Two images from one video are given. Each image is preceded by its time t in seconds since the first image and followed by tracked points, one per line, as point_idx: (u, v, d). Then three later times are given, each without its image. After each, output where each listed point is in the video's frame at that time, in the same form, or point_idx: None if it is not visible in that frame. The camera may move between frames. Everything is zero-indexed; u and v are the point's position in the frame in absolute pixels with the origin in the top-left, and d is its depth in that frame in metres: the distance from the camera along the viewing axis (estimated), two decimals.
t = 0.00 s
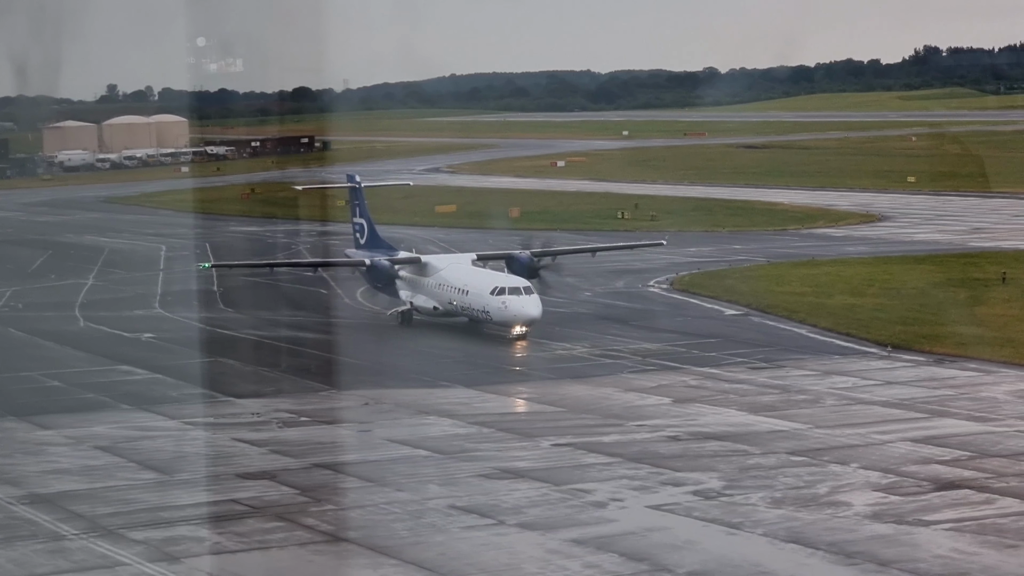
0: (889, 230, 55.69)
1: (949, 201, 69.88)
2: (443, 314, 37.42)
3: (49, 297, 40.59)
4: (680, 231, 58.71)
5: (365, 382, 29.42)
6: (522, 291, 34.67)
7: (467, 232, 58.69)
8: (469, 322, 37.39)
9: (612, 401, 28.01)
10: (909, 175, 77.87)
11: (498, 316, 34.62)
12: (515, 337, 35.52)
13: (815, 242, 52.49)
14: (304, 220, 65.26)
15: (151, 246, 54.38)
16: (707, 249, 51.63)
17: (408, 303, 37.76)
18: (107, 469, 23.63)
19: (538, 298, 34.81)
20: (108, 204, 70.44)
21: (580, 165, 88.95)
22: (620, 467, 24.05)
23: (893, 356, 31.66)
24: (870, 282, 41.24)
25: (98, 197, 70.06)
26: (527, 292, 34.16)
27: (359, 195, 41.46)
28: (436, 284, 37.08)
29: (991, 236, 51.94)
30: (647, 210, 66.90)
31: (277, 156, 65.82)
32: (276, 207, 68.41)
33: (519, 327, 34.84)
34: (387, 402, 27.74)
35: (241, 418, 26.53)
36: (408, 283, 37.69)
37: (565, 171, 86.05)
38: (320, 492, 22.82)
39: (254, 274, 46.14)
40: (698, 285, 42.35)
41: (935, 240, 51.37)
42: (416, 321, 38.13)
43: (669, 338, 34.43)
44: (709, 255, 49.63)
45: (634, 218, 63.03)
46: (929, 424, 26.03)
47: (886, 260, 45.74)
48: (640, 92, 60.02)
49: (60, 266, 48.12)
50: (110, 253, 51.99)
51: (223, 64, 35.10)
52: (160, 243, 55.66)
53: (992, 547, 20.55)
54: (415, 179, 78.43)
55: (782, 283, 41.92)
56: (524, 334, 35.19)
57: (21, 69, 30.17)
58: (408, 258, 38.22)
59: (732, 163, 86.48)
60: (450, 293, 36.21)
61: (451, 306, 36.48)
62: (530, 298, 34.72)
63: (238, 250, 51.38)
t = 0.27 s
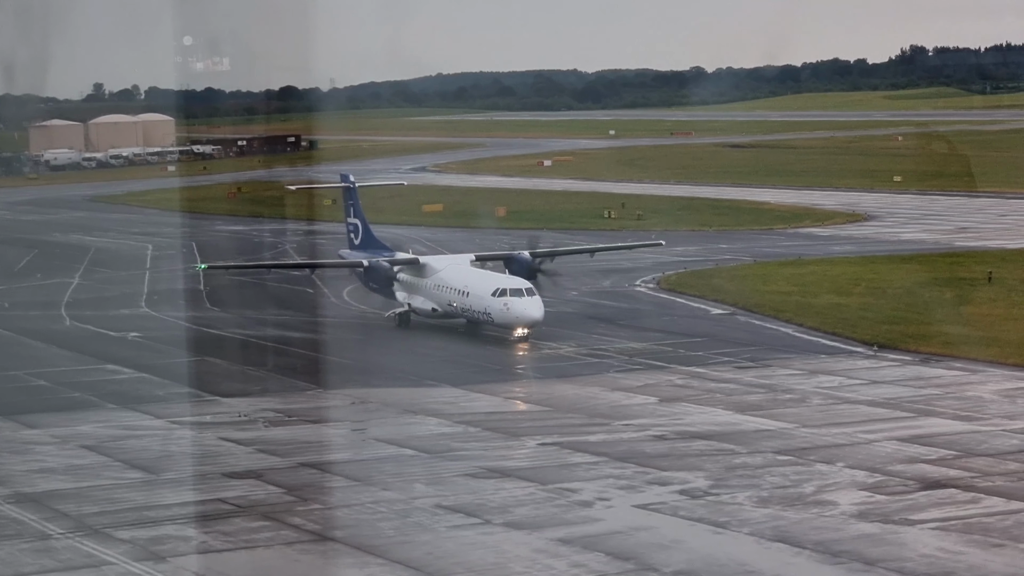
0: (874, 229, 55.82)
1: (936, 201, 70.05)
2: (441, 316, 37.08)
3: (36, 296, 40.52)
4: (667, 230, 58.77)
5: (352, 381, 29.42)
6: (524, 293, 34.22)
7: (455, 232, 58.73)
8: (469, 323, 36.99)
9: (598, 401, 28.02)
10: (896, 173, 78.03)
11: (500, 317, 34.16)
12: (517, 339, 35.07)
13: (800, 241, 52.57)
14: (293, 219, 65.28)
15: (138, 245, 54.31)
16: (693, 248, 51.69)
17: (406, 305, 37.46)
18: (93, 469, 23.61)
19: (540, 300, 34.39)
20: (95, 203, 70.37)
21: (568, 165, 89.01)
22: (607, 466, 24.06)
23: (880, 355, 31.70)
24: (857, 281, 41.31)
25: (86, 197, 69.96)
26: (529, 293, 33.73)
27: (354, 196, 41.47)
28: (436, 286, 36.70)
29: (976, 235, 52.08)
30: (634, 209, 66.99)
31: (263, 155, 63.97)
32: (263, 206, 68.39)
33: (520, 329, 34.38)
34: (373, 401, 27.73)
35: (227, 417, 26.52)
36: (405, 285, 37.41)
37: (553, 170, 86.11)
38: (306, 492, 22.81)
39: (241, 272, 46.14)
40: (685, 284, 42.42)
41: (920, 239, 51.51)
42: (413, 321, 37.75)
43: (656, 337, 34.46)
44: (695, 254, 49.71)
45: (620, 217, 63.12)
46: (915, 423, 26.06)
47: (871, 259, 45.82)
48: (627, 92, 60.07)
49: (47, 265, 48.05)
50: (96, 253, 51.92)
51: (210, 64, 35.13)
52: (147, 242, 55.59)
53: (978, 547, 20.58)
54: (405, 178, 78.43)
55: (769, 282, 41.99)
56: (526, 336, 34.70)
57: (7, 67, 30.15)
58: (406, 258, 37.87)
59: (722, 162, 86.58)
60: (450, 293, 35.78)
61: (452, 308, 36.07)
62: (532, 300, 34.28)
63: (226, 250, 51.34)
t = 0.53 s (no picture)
0: (870, 228, 55.80)
1: (931, 201, 70.09)
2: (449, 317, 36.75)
3: (32, 295, 40.52)
4: (662, 228, 58.75)
5: (348, 379, 29.42)
6: (535, 294, 33.88)
7: (450, 231, 58.71)
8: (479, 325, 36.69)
9: (594, 399, 28.01)
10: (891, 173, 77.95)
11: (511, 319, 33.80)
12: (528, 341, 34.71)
13: (796, 240, 52.55)
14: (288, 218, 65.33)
15: (134, 243, 54.34)
16: (689, 247, 51.69)
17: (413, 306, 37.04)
18: (89, 467, 23.62)
19: (551, 301, 34.04)
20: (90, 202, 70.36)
21: (562, 164, 89.00)
22: (603, 465, 24.05)
23: (876, 354, 31.70)
24: (853, 280, 41.31)
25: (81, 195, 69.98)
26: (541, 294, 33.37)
27: (358, 195, 41.39)
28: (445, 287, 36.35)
29: (973, 235, 52.02)
30: (629, 208, 66.98)
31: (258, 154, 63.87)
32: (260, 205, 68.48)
33: (532, 331, 33.99)
34: (369, 400, 27.73)
35: (223, 415, 26.53)
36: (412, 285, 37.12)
37: (547, 170, 86.11)
38: (302, 490, 22.82)
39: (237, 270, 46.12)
40: (680, 283, 42.43)
41: (915, 238, 51.50)
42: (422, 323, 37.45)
43: (651, 336, 34.46)
44: (691, 253, 49.68)
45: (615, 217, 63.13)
46: (911, 421, 26.07)
47: (866, 259, 45.81)
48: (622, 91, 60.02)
49: (44, 263, 48.05)
50: (92, 251, 51.95)
51: (206, 62, 35.26)
52: (142, 241, 55.62)
53: (974, 545, 20.58)
54: (402, 177, 78.40)
55: (765, 281, 41.96)
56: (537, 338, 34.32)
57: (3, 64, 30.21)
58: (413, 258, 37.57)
59: (719, 161, 86.58)
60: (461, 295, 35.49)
61: (461, 309, 35.71)
62: (544, 301, 33.95)
63: (221, 249, 51.33)
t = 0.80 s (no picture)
0: (865, 226, 55.84)
1: (926, 198, 70.08)
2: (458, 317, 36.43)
3: (27, 293, 40.49)
4: (657, 225, 58.79)
5: (343, 377, 29.42)
6: (547, 293, 33.55)
7: (445, 228, 58.64)
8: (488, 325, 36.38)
9: (589, 397, 28.02)
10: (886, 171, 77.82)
11: (522, 319, 33.47)
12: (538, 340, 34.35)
13: (791, 237, 52.55)
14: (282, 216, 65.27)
15: (128, 241, 54.29)
16: (685, 245, 51.65)
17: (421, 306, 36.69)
18: (84, 464, 23.62)
19: (562, 301, 33.68)
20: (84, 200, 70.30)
21: (556, 162, 88.89)
22: (598, 462, 24.06)
23: (871, 351, 31.72)
24: (849, 278, 41.31)
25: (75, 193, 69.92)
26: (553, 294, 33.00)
27: (362, 194, 41.20)
28: (455, 286, 35.99)
29: (968, 232, 52.01)
30: (624, 205, 67.02)
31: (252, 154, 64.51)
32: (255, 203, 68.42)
33: (543, 331, 33.66)
34: (364, 397, 27.74)
35: (218, 413, 26.54)
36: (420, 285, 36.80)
37: (542, 167, 86.03)
38: (297, 488, 22.82)
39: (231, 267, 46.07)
40: (675, 281, 42.42)
41: (910, 235, 51.51)
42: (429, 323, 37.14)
43: (647, 334, 34.46)
44: (686, 251, 49.63)
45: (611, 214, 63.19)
46: (906, 418, 26.09)
47: (861, 256, 45.82)
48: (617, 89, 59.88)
49: (38, 261, 48.00)
50: (87, 249, 51.91)
51: (201, 60, 35.23)
52: (137, 238, 55.57)
53: (969, 542, 20.61)
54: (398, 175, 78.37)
55: (760, 279, 41.93)
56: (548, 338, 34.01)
57: None
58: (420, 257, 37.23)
59: (715, 158, 86.61)
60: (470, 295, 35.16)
61: (471, 309, 35.35)
62: (555, 300, 33.62)
63: (216, 247, 51.32)
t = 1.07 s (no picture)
0: (855, 222, 55.85)
1: (915, 194, 70.04)
2: (462, 317, 35.99)
3: (16, 290, 40.43)
4: (647, 222, 58.76)
5: (332, 374, 29.41)
6: (553, 293, 33.05)
7: (434, 225, 58.56)
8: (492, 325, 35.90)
9: (578, 393, 28.02)
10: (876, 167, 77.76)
11: (528, 318, 32.97)
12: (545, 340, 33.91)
13: (781, 234, 52.50)
14: (272, 212, 65.21)
15: (118, 238, 54.23)
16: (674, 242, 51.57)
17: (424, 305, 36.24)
18: (73, 462, 23.60)
19: (568, 300, 33.19)
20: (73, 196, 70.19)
21: (546, 158, 88.76)
22: (587, 459, 24.06)
23: (860, 348, 31.73)
24: (839, 274, 41.29)
25: (64, 190, 69.81)
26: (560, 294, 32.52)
27: (363, 192, 40.95)
28: (458, 286, 35.56)
29: (957, 229, 51.99)
30: (615, 202, 67.04)
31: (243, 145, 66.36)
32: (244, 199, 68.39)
33: (549, 331, 33.19)
34: (354, 394, 27.73)
35: (207, 410, 26.53)
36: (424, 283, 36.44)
37: (531, 163, 85.91)
38: (287, 485, 22.82)
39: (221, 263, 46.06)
40: (665, 278, 42.41)
41: (900, 232, 51.47)
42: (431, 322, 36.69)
43: (636, 330, 34.47)
44: (675, 249, 49.55)
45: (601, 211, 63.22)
46: (895, 415, 26.11)
47: (851, 253, 45.79)
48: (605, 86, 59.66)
49: (28, 259, 47.94)
50: (77, 246, 51.83)
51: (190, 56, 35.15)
52: (127, 235, 55.52)
53: (957, 539, 20.65)
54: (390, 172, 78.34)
55: (750, 276, 41.88)
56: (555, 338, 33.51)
57: None
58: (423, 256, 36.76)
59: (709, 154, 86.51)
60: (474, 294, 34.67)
61: (476, 308, 34.89)
62: (562, 300, 33.12)
63: (204, 244, 51.27)
